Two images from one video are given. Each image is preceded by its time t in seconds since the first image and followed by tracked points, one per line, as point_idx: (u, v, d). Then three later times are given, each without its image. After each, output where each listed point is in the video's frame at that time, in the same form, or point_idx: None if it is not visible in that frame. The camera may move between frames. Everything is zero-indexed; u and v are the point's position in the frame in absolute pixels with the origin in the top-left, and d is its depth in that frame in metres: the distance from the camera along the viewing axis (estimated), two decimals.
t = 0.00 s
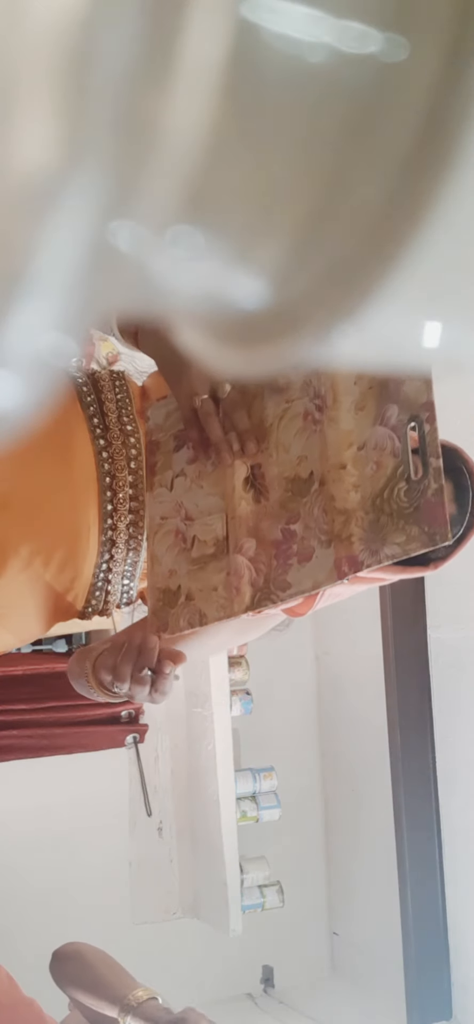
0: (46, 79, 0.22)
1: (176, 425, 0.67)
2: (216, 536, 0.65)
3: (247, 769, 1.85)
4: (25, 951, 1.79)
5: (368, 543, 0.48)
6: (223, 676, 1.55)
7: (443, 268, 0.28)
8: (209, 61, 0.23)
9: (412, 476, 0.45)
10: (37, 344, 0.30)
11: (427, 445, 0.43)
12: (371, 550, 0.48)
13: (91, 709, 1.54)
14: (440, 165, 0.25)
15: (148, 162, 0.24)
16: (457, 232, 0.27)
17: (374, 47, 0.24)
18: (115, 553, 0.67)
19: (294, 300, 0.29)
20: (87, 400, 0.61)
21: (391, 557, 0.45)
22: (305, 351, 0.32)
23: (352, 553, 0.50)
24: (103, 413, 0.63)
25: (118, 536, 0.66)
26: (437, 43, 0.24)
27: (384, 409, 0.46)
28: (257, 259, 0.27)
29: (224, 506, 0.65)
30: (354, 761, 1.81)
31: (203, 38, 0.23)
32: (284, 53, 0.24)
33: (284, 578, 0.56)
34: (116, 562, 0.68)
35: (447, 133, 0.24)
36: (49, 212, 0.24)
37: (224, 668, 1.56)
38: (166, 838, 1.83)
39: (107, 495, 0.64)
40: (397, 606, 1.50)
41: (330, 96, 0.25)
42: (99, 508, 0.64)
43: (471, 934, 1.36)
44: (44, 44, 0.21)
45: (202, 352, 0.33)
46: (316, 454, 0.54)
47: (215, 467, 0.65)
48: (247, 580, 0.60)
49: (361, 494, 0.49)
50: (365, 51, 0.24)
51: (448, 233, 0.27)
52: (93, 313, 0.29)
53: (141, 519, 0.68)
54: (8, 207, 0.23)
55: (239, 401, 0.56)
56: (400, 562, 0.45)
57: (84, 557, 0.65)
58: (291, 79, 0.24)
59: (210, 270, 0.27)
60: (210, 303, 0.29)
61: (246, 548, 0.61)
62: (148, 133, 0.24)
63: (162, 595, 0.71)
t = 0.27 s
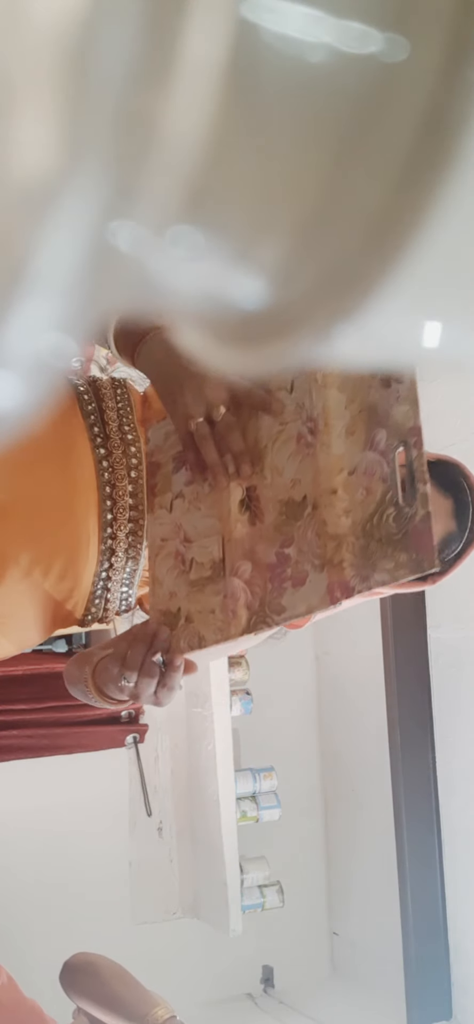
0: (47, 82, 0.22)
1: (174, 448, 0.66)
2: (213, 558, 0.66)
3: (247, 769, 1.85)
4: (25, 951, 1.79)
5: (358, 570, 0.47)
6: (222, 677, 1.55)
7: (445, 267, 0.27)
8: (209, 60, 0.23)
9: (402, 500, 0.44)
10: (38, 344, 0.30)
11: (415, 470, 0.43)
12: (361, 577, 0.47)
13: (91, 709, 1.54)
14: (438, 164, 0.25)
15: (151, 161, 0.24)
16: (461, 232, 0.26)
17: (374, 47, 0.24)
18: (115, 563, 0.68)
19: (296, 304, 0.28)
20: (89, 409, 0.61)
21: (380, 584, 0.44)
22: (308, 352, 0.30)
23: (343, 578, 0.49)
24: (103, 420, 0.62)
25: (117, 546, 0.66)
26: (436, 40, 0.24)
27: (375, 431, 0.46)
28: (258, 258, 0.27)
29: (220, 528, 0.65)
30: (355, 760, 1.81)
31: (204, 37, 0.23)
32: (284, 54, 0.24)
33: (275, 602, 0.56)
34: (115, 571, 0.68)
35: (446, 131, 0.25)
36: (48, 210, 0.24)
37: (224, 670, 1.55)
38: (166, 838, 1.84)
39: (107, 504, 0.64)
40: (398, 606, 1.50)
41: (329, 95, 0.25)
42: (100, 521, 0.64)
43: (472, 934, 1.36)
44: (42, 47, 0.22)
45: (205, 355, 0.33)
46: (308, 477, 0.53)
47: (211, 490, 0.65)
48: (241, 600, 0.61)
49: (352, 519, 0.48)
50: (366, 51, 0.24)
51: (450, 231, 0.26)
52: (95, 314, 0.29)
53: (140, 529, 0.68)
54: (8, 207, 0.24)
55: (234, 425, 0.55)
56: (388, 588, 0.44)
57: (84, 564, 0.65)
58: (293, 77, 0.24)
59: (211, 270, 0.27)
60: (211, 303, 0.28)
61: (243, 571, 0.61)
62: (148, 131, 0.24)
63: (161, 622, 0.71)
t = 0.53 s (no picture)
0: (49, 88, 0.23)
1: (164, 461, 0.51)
2: (200, 586, 0.49)
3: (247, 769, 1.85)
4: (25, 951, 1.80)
5: (337, 605, 0.38)
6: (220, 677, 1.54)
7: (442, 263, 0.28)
8: (208, 62, 0.23)
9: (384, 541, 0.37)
10: (39, 336, 0.32)
11: (396, 511, 0.36)
12: (339, 612, 0.38)
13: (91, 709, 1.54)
14: (433, 169, 0.25)
15: (153, 163, 0.25)
16: (457, 233, 0.27)
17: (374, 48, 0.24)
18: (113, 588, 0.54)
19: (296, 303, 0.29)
20: (85, 400, 0.51)
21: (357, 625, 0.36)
22: (306, 350, 0.31)
23: (323, 615, 0.39)
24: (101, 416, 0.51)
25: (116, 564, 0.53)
26: (437, 42, 0.24)
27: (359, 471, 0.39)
28: (258, 258, 0.27)
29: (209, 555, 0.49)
30: (355, 760, 1.81)
31: (205, 38, 0.23)
32: (284, 52, 0.24)
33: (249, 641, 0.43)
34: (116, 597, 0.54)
35: (442, 134, 0.25)
36: (51, 211, 0.25)
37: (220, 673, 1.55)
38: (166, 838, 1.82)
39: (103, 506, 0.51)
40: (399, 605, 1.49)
41: (328, 97, 0.24)
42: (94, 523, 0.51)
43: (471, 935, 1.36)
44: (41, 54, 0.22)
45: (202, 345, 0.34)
46: (296, 506, 0.43)
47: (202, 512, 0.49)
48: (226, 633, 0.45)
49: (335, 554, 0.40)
50: (366, 51, 0.24)
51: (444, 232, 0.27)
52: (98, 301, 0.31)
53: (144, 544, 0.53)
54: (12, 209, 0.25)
55: (224, 446, 0.45)
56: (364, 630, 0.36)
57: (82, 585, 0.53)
58: (294, 76, 0.24)
59: (213, 270, 0.28)
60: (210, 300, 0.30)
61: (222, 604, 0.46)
62: (149, 133, 0.24)
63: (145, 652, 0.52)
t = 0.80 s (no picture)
0: (49, 87, 0.23)
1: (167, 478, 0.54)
2: (208, 602, 0.53)
3: (247, 769, 1.85)
4: (26, 950, 1.81)
5: (334, 621, 0.41)
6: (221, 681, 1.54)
7: (443, 265, 0.27)
8: (207, 62, 0.23)
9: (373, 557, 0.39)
10: (38, 337, 0.31)
11: (382, 521, 0.38)
12: (336, 629, 0.40)
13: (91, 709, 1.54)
14: (435, 167, 0.25)
15: (154, 163, 0.25)
16: (459, 235, 0.26)
17: (374, 48, 0.24)
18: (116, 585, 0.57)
19: (294, 302, 0.29)
20: (87, 403, 0.55)
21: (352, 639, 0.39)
22: (305, 351, 0.31)
23: (321, 630, 0.42)
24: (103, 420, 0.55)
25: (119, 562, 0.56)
26: (438, 42, 0.24)
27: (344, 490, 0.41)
28: (258, 258, 0.27)
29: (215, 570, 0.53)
30: (355, 760, 1.81)
31: (205, 39, 0.23)
32: (285, 53, 0.24)
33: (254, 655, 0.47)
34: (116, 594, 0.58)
35: (444, 132, 0.25)
36: (51, 211, 0.25)
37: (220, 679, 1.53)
38: (166, 838, 1.80)
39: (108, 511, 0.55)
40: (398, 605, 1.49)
41: (328, 97, 0.25)
42: (99, 522, 0.55)
43: (472, 935, 1.36)
44: (42, 58, 0.22)
45: (203, 346, 0.34)
46: (291, 521, 0.46)
47: (207, 527, 0.53)
48: (234, 647, 0.49)
49: (328, 569, 0.42)
50: (366, 51, 0.24)
51: (445, 233, 0.26)
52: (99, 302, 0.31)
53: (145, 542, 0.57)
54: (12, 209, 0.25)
55: (224, 461, 0.49)
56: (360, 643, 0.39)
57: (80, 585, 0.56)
58: (295, 75, 0.24)
59: (212, 269, 0.28)
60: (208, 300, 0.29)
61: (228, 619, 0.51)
62: (149, 132, 0.24)
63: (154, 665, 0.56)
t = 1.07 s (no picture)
0: (50, 82, 0.22)
1: (166, 498, 0.62)
2: (210, 618, 0.60)
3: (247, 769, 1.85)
4: (26, 950, 1.82)
5: (329, 634, 0.46)
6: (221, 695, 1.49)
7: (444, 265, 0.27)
8: (208, 63, 0.23)
9: (360, 566, 0.44)
10: (38, 343, 0.30)
11: (369, 536, 0.43)
12: (332, 642, 0.46)
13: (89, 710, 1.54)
14: (436, 164, 0.25)
15: (153, 163, 0.24)
16: (460, 232, 0.26)
17: (374, 48, 0.24)
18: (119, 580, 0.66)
19: (299, 301, 0.27)
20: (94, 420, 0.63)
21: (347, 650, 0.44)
22: (304, 352, 0.29)
23: (318, 641, 0.47)
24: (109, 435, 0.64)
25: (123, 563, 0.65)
26: (438, 39, 0.24)
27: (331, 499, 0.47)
28: (258, 258, 0.26)
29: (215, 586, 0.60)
30: (355, 760, 1.81)
31: (206, 40, 0.23)
32: (285, 53, 0.24)
33: (260, 670, 0.53)
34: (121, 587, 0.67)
35: (444, 131, 0.25)
36: (50, 210, 0.25)
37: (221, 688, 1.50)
38: (167, 838, 1.79)
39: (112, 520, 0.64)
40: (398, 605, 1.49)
41: (328, 98, 0.24)
42: (103, 530, 0.64)
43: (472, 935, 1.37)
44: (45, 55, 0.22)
45: (202, 355, 0.32)
46: (286, 537, 0.52)
47: (205, 545, 0.60)
48: (237, 663, 0.56)
49: (321, 581, 0.48)
50: (366, 51, 0.24)
51: (447, 230, 0.26)
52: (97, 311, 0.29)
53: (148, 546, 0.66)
54: (11, 207, 0.24)
55: (221, 476, 0.54)
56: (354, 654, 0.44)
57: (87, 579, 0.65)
58: (295, 77, 0.24)
59: (212, 272, 0.27)
60: (207, 303, 0.28)
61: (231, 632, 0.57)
62: (149, 132, 0.24)
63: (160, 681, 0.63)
